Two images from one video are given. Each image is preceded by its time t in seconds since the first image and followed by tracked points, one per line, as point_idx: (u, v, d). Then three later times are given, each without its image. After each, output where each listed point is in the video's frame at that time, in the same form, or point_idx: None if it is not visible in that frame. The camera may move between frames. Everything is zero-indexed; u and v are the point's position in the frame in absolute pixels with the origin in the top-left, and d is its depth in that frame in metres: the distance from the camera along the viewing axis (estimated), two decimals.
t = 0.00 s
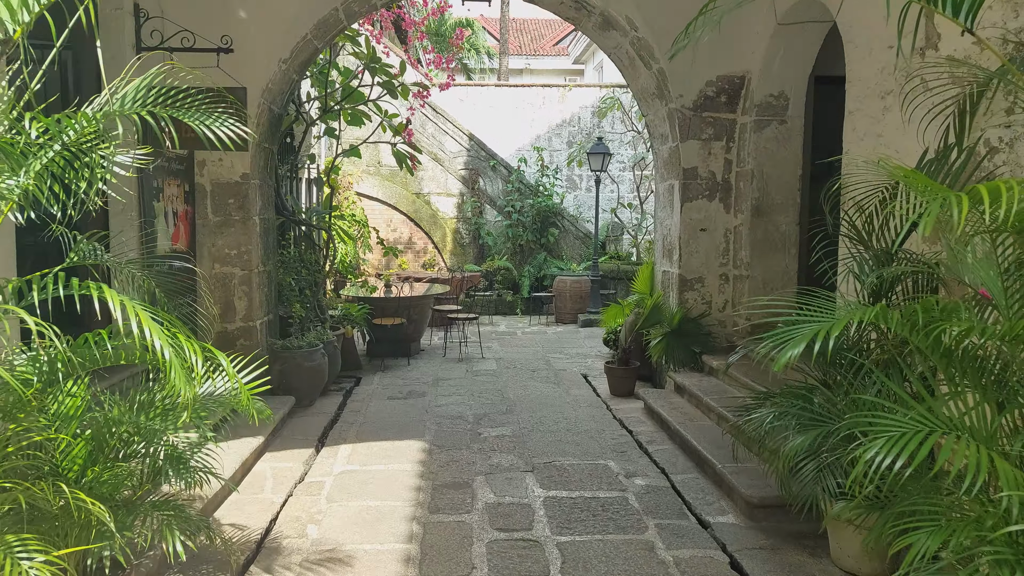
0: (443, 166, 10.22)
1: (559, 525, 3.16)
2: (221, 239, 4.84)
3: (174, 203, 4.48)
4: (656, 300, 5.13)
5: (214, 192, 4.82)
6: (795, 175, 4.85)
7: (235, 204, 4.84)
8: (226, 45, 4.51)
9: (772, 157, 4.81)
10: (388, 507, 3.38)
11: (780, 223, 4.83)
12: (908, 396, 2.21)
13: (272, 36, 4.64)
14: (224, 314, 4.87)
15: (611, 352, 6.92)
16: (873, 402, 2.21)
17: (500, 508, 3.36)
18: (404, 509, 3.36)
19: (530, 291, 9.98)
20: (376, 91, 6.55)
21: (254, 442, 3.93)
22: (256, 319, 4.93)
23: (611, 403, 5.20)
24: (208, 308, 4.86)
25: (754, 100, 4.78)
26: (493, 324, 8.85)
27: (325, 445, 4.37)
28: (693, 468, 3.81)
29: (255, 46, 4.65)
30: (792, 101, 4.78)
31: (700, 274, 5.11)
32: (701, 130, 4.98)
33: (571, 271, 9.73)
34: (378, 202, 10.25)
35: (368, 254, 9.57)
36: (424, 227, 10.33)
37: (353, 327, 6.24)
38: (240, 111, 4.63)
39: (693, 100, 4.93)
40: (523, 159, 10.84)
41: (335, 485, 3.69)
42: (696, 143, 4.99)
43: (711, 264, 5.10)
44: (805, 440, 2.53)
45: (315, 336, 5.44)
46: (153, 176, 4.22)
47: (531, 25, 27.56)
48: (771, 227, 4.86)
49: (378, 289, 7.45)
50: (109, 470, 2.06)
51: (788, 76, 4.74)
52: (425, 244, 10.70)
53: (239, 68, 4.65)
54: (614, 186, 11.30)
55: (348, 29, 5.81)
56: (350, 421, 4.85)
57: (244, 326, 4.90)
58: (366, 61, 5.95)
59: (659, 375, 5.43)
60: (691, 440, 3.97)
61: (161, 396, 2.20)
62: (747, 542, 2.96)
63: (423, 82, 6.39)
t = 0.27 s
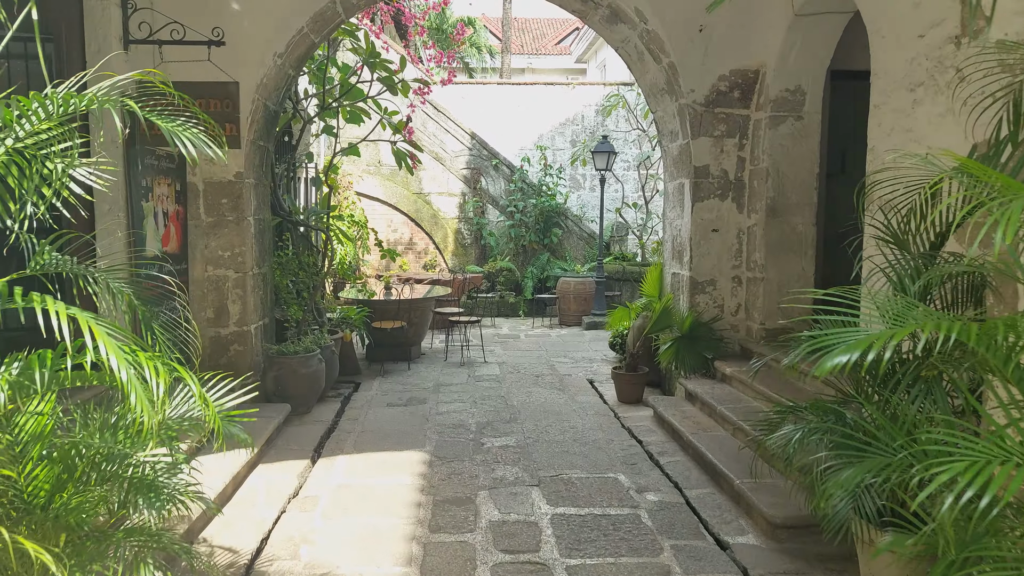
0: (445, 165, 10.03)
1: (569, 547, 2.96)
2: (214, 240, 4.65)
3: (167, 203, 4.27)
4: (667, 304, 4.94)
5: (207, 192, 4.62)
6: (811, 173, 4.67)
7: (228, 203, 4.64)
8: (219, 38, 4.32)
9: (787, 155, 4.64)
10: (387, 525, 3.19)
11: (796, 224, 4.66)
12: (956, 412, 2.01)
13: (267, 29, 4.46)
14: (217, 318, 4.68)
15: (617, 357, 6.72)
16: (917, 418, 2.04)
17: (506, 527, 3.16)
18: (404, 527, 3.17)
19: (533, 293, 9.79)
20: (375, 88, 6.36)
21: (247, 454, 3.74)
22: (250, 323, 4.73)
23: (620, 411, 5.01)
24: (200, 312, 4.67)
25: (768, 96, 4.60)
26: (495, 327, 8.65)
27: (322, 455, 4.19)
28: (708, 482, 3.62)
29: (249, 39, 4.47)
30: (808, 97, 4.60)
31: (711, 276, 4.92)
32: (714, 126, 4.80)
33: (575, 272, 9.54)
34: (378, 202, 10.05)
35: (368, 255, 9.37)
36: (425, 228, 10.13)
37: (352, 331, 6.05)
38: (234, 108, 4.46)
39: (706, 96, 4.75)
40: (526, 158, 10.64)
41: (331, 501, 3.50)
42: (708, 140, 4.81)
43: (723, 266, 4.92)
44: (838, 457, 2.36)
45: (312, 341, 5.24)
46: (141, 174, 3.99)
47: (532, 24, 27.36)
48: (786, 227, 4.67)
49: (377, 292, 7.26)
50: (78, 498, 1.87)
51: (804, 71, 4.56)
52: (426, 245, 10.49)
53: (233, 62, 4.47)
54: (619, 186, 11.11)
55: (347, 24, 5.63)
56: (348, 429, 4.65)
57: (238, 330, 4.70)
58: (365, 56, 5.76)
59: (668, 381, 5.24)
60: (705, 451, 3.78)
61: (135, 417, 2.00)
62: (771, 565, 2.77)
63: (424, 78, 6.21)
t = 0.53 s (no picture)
0: (450, 164, 9.87)
1: (583, 568, 2.79)
2: (211, 241, 4.49)
3: (162, 203, 4.11)
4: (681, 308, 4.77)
5: (204, 191, 4.46)
6: (832, 171, 4.49)
7: (226, 203, 4.48)
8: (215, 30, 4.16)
9: (807, 152, 4.45)
10: (390, 542, 3.02)
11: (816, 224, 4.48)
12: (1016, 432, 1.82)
13: (266, 22, 4.31)
14: (215, 322, 4.52)
15: (627, 361, 6.54)
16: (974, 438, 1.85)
17: (515, 545, 2.98)
18: (408, 545, 3.00)
19: (540, 294, 9.61)
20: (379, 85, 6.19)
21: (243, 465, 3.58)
22: (249, 328, 4.57)
23: (632, 418, 4.83)
24: (198, 316, 4.51)
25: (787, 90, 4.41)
26: (502, 329, 8.47)
27: (322, 465, 4.02)
28: (728, 496, 3.44)
29: (248, 33, 4.31)
30: (829, 92, 4.42)
31: (727, 278, 4.74)
32: (730, 123, 4.62)
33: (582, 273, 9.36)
34: (381, 202, 9.84)
35: (371, 256, 9.20)
36: (430, 228, 9.95)
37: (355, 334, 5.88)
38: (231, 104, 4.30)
39: (722, 91, 4.57)
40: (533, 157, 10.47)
41: (331, 515, 3.33)
42: (724, 137, 4.63)
43: (739, 268, 4.74)
44: (882, 483, 2.17)
45: (313, 345, 5.08)
46: (134, 173, 3.82)
47: (538, 23, 27.21)
48: (806, 227, 4.49)
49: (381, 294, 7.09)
50: (50, 526, 1.74)
51: (824, 64, 4.38)
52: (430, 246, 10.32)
53: (231, 56, 4.31)
54: (627, 185, 10.93)
55: (349, 18, 5.46)
56: (350, 437, 4.48)
57: (236, 335, 4.54)
58: (367, 51, 5.58)
59: (682, 387, 5.06)
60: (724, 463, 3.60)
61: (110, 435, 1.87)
62: None
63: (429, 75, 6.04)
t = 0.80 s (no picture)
0: (455, 162, 9.71)
1: None
2: (207, 240, 4.33)
3: (156, 200, 3.94)
4: (694, 310, 4.60)
5: (200, 188, 4.30)
6: (854, 168, 4.30)
7: (223, 201, 4.32)
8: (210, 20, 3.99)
9: (827, 147, 4.27)
10: (391, 558, 2.86)
11: (836, 222, 4.29)
12: None
13: (265, 13, 4.15)
14: (211, 324, 4.36)
15: (637, 364, 6.36)
16: None
17: (523, 563, 2.80)
18: (410, 561, 2.83)
19: (546, 295, 9.45)
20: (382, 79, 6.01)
21: (238, 475, 3.42)
22: (247, 330, 4.40)
23: (643, 424, 4.65)
24: (193, 318, 4.35)
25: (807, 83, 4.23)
26: (507, 331, 8.30)
27: (321, 474, 3.86)
28: (747, 509, 3.26)
29: (246, 24, 4.15)
30: (851, 85, 4.24)
31: (743, 279, 4.55)
32: (746, 117, 4.44)
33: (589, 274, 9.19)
34: (386, 201, 9.73)
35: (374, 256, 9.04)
36: (434, 228, 9.79)
37: (357, 336, 5.71)
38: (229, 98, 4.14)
39: (738, 84, 4.40)
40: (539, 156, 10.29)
41: (329, 528, 3.17)
42: (740, 132, 4.46)
43: (756, 269, 4.56)
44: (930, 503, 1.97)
45: (313, 348, 4.91)
46: (125, 168, 3.65)
47: (544, 22, 27.04)
48: (826, 226, 4.31)
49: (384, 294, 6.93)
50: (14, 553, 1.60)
51: (846, 56, 4.20)
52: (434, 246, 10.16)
53: (229, 48, 4.16)
54: (635, 185, 10.75)
55: (351, 10, 5.30)
56: (351, 444, 4.31)
57: (233, 337, 4.37)
58: (370, 44, 5.40)
59: (695, 392, 4.88)
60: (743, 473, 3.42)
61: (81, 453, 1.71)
62: None
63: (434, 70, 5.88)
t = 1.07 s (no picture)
0: (457, 163, 9.54)
1: None
2: (200, 245, 4.16)
3: (146, 204, 3.78)
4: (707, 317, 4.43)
5: (193, 192, 4.14)
6: (874, 169, 4.12)
7: (216, 204, 4.15)
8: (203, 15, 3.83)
9: (846, 148, 4.10)
10: None
11: (856, 226, 4.11)
12: None
13: (260, 9, 3.98)
14: (205, 332, 4.19)
15: (645, 371, 6.18)
16: None
17: None
18: None
19: (550, 298, 9.28)
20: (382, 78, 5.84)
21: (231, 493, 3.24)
22: (241, 338, 4.24)
23: (654, 436, 4.47)
24: (186, 326, 4.18)
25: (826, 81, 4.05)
26: (511, 335, 8.12)
27: (318, 490, 3.68)
28: (768, 531, 3.08)
29: (241, 19, 3.99)
30: (871, 82, 4.07)
31: (757, 285, 4.38)
32: (761, 117, 4.27)
33: (595, 277, 9.02)
34: (387, 202, 9.54)
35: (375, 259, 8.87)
36: (436, 230, 9.62)
37: (357, 342, 5.54)
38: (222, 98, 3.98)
39: (752, 82, 4.23)
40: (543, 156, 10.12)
41: (326, 551, 2.99)
42: (754, 132, 4.29)
43: (772, 274, 4.38)
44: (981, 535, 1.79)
45: (311, 356, 4.73)
46: (112, 171, 3.49)
47: (545, 22, 26.88)
48: (845, 230, 4.13)
49: (385, 299, 6.76)
50: None
51: (867, 52, 4.02)
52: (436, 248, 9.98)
53: (223, 46, 3.99)
54: (640, 186, 10.59)
55: (350, 6, 5.13)
56: (350, 457, 4.14)
57: (227, 346, 4.20)
58: (370, 42, 5.23)
59: (708, 402, 4.69)
60: (763, 492, 3.24)
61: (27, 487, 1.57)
62: None
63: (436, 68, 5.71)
